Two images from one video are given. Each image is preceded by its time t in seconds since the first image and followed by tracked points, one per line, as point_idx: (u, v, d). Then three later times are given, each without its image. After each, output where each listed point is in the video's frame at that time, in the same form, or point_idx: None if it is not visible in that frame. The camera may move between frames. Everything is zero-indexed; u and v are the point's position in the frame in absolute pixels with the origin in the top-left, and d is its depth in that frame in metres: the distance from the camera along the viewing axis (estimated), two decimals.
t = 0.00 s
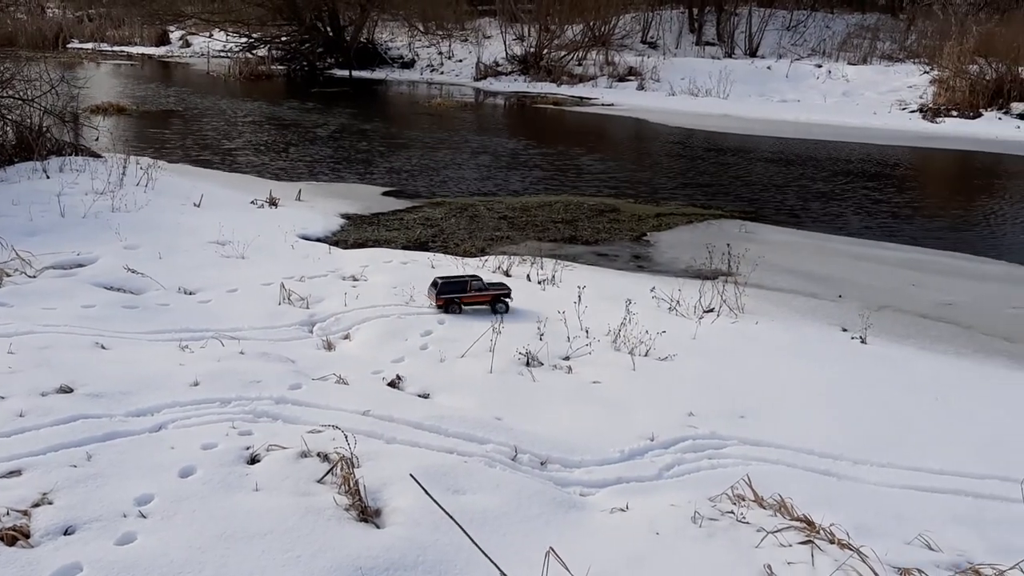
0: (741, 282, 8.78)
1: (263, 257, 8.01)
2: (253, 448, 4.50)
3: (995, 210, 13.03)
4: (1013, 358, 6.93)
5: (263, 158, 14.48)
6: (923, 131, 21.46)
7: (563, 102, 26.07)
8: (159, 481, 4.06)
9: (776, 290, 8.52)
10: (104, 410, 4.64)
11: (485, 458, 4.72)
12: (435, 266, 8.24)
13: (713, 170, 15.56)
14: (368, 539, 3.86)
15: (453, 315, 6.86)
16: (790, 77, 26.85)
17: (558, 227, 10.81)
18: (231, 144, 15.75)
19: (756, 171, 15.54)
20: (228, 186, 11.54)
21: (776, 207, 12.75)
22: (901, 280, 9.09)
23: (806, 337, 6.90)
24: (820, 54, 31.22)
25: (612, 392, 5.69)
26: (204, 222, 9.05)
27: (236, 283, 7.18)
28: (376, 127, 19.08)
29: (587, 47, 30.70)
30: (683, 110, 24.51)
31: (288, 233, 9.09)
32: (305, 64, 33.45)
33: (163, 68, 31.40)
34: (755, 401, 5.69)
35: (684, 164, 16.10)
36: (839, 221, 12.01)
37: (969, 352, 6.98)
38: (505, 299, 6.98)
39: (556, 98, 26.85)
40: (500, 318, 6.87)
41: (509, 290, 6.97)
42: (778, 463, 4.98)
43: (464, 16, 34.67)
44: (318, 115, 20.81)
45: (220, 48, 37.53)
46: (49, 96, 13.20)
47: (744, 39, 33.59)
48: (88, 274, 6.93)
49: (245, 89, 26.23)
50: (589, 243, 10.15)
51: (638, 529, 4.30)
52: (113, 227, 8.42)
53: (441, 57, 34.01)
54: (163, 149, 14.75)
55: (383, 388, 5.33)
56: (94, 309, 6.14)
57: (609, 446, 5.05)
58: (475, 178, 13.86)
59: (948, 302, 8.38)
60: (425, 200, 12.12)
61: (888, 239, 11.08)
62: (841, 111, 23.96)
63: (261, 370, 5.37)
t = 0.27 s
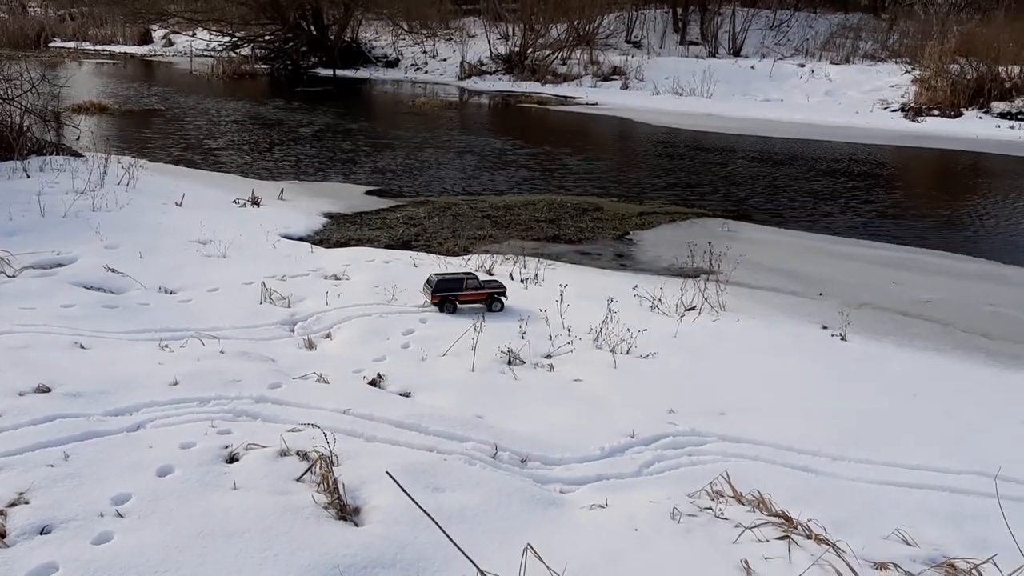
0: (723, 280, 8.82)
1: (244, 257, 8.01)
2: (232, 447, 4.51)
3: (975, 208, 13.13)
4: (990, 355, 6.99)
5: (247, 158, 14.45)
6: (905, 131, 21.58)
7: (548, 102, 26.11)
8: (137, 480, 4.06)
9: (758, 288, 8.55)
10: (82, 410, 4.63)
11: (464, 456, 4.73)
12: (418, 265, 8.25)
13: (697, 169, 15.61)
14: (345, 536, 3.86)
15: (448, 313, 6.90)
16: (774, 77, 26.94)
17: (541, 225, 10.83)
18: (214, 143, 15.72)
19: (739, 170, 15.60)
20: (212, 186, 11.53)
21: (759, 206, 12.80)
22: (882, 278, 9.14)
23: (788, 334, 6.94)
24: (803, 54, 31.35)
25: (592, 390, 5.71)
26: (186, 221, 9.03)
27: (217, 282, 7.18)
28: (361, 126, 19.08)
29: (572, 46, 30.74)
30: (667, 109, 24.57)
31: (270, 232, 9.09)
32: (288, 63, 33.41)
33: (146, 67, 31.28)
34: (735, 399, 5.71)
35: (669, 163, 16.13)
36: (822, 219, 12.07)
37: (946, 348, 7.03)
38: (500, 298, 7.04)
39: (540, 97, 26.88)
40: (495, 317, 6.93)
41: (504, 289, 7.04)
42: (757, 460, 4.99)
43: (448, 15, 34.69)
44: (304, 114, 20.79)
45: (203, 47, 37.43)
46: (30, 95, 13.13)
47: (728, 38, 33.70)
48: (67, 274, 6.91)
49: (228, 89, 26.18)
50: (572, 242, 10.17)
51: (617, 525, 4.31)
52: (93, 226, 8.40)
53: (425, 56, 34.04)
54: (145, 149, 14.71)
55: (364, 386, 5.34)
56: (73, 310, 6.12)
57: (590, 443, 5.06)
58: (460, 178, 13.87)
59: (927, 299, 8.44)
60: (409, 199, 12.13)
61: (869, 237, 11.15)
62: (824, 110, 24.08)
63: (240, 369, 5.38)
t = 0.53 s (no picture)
0: (707, 276, 8.86)
1: (228, 253, 8.04)
2: (212, 442, 4.54)
3: (959, 204, 13.20)
4: (971, 350, 7.05)
5: (235, 154, 14.47)
6: (892, 128, 21.64)
7: (536, 98, 26.13)
8: (116, 475, 4.09)
9: (742, 285, 8.60)
10: (62, 406, 4.65)
11: (446, 451, 4.75)
12: (402, 261, 8.28)
13: (683, 166, 15.64)
14: (325, 531, 3.89)
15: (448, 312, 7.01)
16: (761, 74, 26.99)
17: (528, 222, 10.86)
18: (200, 139, 15.72)
19: (726, 167, 15.64)
20: (198, 182, 11.55)
21: (746, 203, 12.83)
22: (866, 273, 9.19)
23: (771, 329, 6.98)
24: (791, 51, 31.39)
25: (574, 385, 5.74)
26: (170, 218, 9.05)
27: (200, 278, 7.21)
28: (348, 122, 19.09)
29: (559, 43, 30.75)
30: (654, 106, 24.56)
31: (255, 228, 9.13)
32: (275, 59, 33.02)
33: (133, 63, 31.22)
34: (717, 394, 5.74)
35: (656, 160, 16.16)
36: (807, 216, 12.12)
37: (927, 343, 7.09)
38: (499, 295, 7.11)
39: (528, 94, 26.90)
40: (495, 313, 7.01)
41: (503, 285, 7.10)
42: (738, 454, 5.02)
43: (436, 11, 34.69)
44: (292, 111, 20.78)
45: (191, 42, 37.36)
46: (15, 90, 13.10)
47: (716, 35, 33.70)
48: (50, 270, 6.92)
49: (215, 84, 26.15)
50: (558, 239, 10.21)
51: (597, 520, 4.33)
52: (76, 222, 8.41)
53: (413, 52, 34.06)
54: (131, 145, 14.71)
55: (348, 381, 5.38)
56: (55, 305, 6.13)
57: (572, 438, 5.08)
58: (447, 174, 13.89)
59: (910, 295, 8.50)
60: (394, 195, 12.16)
61: (854, 233, 11.20)
62: (811, 107, 24.12)
63: (221, 365, 5.42)
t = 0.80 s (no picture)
0: (667, 272, 8.99)
1: (186, 251, 8.01)
2: (167, 442, 4.53)
3: (914, 202, 13.46)
4: (922, 346, 7.24)
5: (195, 150, 14.34)
6: (850, 127, 21.87)
7: (499, 95, 26.13)
8: (67, 477, 4.06)
9: (701, 282, 8.74)
10: (12, 407, 4.60)
11: (405, 450, 4.76)
12: (362, 259, 8.32)
13: (646, 163, 15.76)
14: (281, 530, 3.89)
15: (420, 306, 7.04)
16: (723, 73, 26.99)
17: (490, 220, 10.91)
18: (160, 136, 15.54)
19: (689, 164, 15.79)
20: (156, 178, 11.48)
21: (708, 200, 12.96)
22: (822, 271, 9.38)
23: (729, 327, 7.10)
24: (751, 50, 31.62)
25: (534, 383, 5.78)
26: (127, 215, 8.97)
27: (157, 276, 7.16)
28: (311, 119, 18.99)
29: (523, 40, 30.71)
30: (618, 104, 24.61)
31: (213, 226, 9.12)
32: (236, 55, 32.50)
33: (90, 58, 30.72)
34: (677, 389, 5.81)
35: (620, 157, 16.24)
36: (767, 213, 12.28)
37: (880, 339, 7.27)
38: (473, 291, 7.17)
39: (491, 91, 26.89)
40: (468, 310, 7.06)
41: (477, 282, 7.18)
42: (697, 449, 5.08)
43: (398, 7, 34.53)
44: (255, 107, 20.58)
45: (150, 38, 36.82)
46: None
47: (678, 34, 33.75)
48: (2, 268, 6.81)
49: (175, 80, 25.84)
50: (520, 236, 10.28)
51: (555, 516, 4.36)
52: (32, 219, 8.16)
53: (375, 48, 33.92)
54: (87, 141, 14.50)
55: (307, 381, 5.40)
56: (8, 304, 6.05)
57: (533, 436, 5.11)
58: (411, 171, 13.88)
59: (865, 292, 8.69)
60: (354, 192, 12.18)
61: (811, 231, 11.38)
62: (771, 106, 24.26)
63: (177, 364, 5.43)
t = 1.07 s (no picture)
0: (617, 270, 9.07)
1: (130, 250, 7.84)
2: (109, 445, 4.42)
3: (858, 199, 13.78)
4: (865, 341, 7.43)
5: (140, 148, 14.03)
6: (796, 125, 22.24)
7: (449, 93, 26.05)
8: (4, 483, 3.93)
9: (651, 279, 8.84)
10: None
11: (354, 451, 4.70)
12: (311, 258, 8.24)
13: (598, 161, 15.86)
14: (227, 534, 3.80)
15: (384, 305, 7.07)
16: (670, 71, 27.32)
17: (440, 217, 10.89)
18: (103, 133, 15.18)
19: (640, 162, 15.93)
20: (100, 176, 11.21)
21: (658, 198, 13.09)
22: (770, 268, 9.55)
23: (679, 324, 7.19)
24: (699, 49, 31.97)
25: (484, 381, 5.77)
26: (69, 213, 8.74)
27: (100, 276, 7.00)
28: (261, 116, 18.73)
29: (473, 37, 30.65)
30: (569, 102, 24.68)
31: (158, 225, 8.96)
32: (181, 50, 32.21)
33: (28, 53, 29.83)
34: (628, 387, 5.85)
35: (572, 156, 16.32)
36: (717, 211, 12.45)
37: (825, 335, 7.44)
38: (437, 290, 7.22)
39: (441, 88, 26.80)
40: (433, 309, 7.10)
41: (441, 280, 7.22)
42: (647, 446, 5.11)
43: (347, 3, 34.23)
44: (204, 103, 20.19)
45: (91, 32, 35.88)
46: None
47: (627, 33, 34.00)
48: None
49: (118, 76, 25.24)
50: (471, 234, 10.28)
51: (505, 515, 4.33)
52: None
53: (324, 44, 33.58)
54: (27, 138, 14.08)
55: (253, 381, 5.32)
56: None
57: (484, 435, 5.08)
58: (364, 169, 13.77)
59: (811, 289, 8.88)
60: (303, 190, 12.06)
61: (758, 228, 11.57)
62: (718, 104, 24.51)
63: (121, 365, 5.31)
